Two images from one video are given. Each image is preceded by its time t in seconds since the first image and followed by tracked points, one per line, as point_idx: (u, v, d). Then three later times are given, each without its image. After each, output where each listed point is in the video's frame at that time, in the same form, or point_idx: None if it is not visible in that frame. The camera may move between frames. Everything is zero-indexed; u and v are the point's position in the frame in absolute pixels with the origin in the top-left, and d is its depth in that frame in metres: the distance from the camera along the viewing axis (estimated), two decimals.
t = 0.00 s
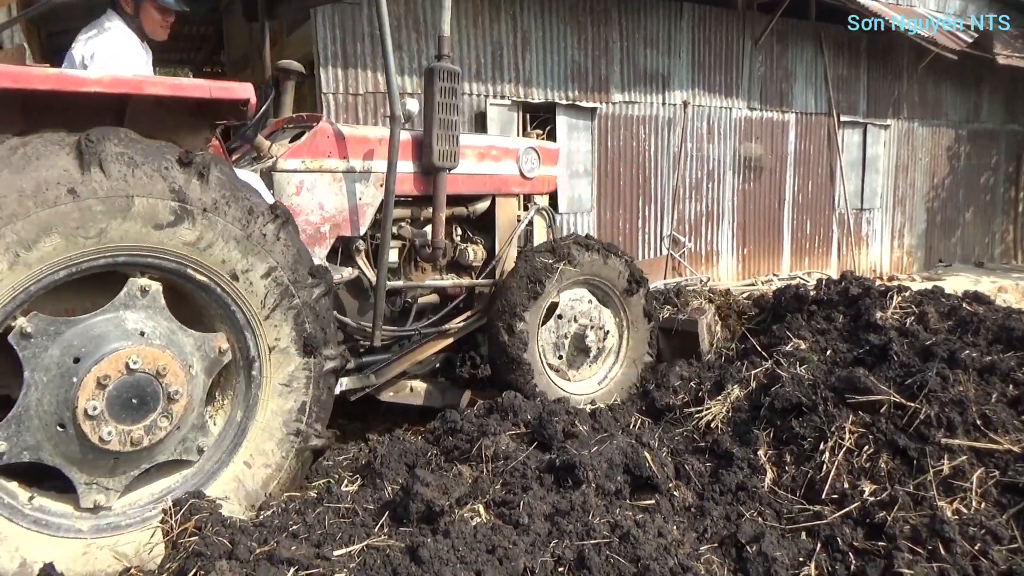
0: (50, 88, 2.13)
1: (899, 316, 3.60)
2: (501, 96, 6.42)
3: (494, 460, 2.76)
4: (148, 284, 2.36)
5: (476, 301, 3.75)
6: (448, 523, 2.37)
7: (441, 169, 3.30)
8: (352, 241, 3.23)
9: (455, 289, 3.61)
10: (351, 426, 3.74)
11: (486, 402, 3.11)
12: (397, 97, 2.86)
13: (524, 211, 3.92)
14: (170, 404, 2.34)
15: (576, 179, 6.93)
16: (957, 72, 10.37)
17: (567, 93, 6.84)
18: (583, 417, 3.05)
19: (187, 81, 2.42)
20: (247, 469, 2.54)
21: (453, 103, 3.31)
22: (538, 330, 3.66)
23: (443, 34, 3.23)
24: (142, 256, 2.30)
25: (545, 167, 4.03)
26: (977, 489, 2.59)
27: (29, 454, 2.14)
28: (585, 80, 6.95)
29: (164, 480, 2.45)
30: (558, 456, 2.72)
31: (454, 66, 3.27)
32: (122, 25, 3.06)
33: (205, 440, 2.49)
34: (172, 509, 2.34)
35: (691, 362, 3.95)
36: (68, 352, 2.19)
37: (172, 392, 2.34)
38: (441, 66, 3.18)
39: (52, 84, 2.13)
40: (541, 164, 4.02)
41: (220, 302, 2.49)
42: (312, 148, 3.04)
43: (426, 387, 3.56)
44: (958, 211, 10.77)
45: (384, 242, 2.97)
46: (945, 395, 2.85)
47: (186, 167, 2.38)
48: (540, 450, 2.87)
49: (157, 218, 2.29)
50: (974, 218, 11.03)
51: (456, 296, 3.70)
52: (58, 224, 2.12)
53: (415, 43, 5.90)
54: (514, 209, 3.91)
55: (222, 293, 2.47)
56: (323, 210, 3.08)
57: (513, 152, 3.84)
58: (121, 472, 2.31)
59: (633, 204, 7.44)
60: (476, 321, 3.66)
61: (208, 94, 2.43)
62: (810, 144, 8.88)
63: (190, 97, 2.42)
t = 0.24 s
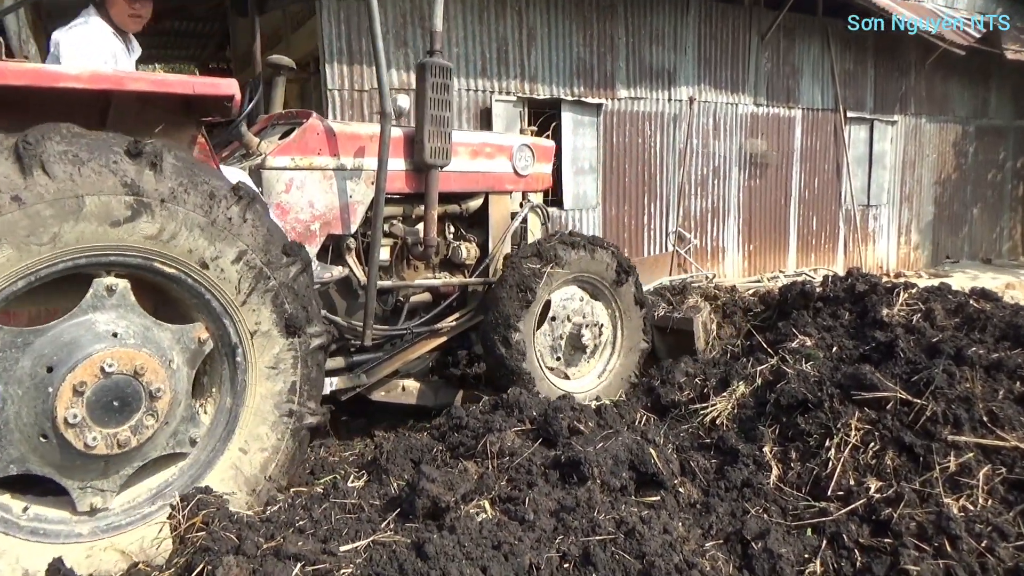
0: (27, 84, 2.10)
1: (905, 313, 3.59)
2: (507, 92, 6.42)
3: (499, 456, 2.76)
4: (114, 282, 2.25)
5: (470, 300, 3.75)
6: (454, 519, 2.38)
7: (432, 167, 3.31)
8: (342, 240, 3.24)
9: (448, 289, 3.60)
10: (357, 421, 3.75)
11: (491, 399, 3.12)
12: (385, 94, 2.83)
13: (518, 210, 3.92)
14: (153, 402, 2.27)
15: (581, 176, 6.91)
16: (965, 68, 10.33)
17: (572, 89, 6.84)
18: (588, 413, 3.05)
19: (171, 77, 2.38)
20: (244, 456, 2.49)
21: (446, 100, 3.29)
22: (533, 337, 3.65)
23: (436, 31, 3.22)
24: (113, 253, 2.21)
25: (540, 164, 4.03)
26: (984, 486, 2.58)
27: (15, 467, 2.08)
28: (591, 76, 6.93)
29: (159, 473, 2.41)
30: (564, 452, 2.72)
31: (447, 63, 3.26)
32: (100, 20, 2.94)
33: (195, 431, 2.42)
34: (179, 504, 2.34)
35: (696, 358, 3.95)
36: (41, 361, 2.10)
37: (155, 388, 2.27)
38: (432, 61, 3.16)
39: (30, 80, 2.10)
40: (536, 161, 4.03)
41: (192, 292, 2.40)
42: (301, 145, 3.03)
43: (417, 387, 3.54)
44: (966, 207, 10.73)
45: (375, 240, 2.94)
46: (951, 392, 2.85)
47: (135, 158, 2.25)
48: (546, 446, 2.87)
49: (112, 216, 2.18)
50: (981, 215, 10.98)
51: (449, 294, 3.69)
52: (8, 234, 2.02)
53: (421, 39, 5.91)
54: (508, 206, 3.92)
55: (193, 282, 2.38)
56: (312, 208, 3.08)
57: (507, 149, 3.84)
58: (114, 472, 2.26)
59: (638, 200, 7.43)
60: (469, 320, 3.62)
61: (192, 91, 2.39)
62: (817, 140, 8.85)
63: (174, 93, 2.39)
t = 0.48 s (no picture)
0: None
1: (913, 309, 3.58)
2: (512, 88, 6.41)
3: (506, 452, 2.76)
4: (75, 282, 2.19)
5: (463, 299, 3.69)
6: (461, 514, 2.38)
7: (424, 162, 3.27)
8: (332, 237, 3.19)
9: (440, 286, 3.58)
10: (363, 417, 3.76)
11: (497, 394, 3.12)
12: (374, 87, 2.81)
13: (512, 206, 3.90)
14: (134, 399, 2.24)
15: (587, 172, 6.91)
16: (973, 63, 10.27)
17: (578, 85, 6.82)
18: (594, 409, 3.05)
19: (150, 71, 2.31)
20: (237, 438, 2.46)
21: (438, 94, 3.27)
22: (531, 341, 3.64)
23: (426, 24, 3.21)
24: (81, 252, 2.15)
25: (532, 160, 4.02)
26: (992, 483, 2.57)
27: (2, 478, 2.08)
28: (596, 71, 6.92)
29: (152, 466, 2.37)
30: (570, 448, 2.72)
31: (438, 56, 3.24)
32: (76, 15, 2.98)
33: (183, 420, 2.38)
34: (188, 499, 2.34)
35: (702, 354, 3.94)
36: (10, 372, 2.07)
37: (135, 386, 2.23)
38: (423, 55, 3.14)
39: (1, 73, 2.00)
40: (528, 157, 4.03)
41: (161, 282, 2.32)
42: (289, 141, 2.99)
43: (408, 385, 3.50)
44: (973, 202, 10.68)
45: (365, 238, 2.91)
46: (960, 387, 2.84)
47: (76, 151, 2.14)
48: (552, 442, 2.87)
49: (61, 214, 2.09)
50: (989, 210, 10.93)
51: (441, 292, 3.65)
52: None
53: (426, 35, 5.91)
54: (501, 203, 3.89)
55: (159, 272, 2.30)
56: (302, 205, 3.04)
57: (500, 145, 3.83)
58: (105, 470, 2.24)
59: (644, 196, 7.41)
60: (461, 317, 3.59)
61: (173, 85, 2.32)
62: (823, 135, 8.82)
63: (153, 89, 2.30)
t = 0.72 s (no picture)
0: None
1: (923, 308, 3.57)
2: (519, 86, 6.40)
3: (516, 451, 2.76)
4: (36, 289, 2.10)
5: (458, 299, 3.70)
6: (472, 513, 2.38)
7: (418, 161, 3.24)
8: (324, 236, 3.19)
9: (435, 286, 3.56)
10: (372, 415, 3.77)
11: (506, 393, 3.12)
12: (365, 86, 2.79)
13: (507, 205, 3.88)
14: (115, 399, 2.18)
15: (594, 170, 6.90)
16: (982, 59, 10.21)
17: (585, 83, 6.80)
18: (604, 408, 3.04)
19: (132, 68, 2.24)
20: (230, 424, 2.42)
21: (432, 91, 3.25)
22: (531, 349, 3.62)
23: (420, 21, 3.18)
24: (51, 257, 2.06)
25: (528, 159, 4.00)
26: (1005, 483, 2.56)
27: None
28: (603, 69, 6.90)
29: (148, 461, 2.34)
30: (581, 447, 2.72)
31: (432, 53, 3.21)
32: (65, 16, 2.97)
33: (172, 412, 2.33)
34: (199, 498, 2.34)
35: (711, 353, 3.93)
36: None
37: (114, 387, 2.16)
38: (416, 52, 3.11)
39: None
40: (525, 155, 4.01)
41: (128, 278, 2.22)
42: (280, 140, 2.96)
43: (403, 387, 3.46)
44: (982, 200, 10.63)
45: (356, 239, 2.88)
46: (972, 387, 2.82)
47: (12, 153, 1.99)
48: (562, 441, 2.87)
49: (7, 220, 1.97)
50: (997, 208, 10.88)
51: (436, 291, 3.66)
52: None
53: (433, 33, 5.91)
54: (497, 202, 3.88)
55: (125, 267, 2.20)
56: (292, 205, 3.02)
57: (495, 143, 3.81)
58: (98, 472, 2.20)
59: (651, 194, 7.40)
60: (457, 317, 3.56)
61: (155, 83, 2.25)
62: (831, 132, 8.79)
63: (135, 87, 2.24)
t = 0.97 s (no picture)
0: None
1: (936, 308, 3.55)
2: (527, 85, 6.39)
3: (527, 450, 2.77)
4: None
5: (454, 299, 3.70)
6: (484, 512, 2.37)
7: (413, 159, 3.23)
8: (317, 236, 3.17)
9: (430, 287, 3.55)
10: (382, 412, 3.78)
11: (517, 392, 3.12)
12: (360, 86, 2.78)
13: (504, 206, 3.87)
14: (96, 400, 2.12)
15: (602, 168, 6.88)
16: (992, 58, 10.16)
17: (593, 81, 6.78)
18: (615, 407, 3.04)
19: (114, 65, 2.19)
20: (221, 409, 2.37)
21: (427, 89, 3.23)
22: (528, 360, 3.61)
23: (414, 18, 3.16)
24: (22, 260, 2.00)
25: (525, 157, 3.99)
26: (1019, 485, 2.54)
27: None
28: (612, 68, 6.88)
29: (142, 453, 2.31)
30: (592, 446, 2.72)
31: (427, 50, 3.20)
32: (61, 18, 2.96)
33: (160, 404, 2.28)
34: (212, 496, 2.35)
35: (721, 352, 3.92)
36: None
37: (93, 388, 2.11)
38: (411, 49, 3.10)
39: None
40: (522, 153, 3.99)
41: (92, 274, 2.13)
42: (272, 138, 2.95)
43: (398, 388, 3.45)
44: (992, 200, 10.57)
45: (347, 239, 2.86)
46: (985, 388, 2.81)
47: None
48: (573, 439, 2.86)
49: None
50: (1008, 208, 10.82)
51: (432, 292, 3.66)
52: None
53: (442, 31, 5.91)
54: (494, 201, 3.88)
55: (88, 263, 2.10)
56: (284, 204, 3.00)
57: (492, 141, 3.80)
58: (91, 471, 2.17)
59: (660, 193, 7.38)
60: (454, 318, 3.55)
61: (138, 80, 2.20)
62: (841, 131, 8.75)
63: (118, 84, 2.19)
